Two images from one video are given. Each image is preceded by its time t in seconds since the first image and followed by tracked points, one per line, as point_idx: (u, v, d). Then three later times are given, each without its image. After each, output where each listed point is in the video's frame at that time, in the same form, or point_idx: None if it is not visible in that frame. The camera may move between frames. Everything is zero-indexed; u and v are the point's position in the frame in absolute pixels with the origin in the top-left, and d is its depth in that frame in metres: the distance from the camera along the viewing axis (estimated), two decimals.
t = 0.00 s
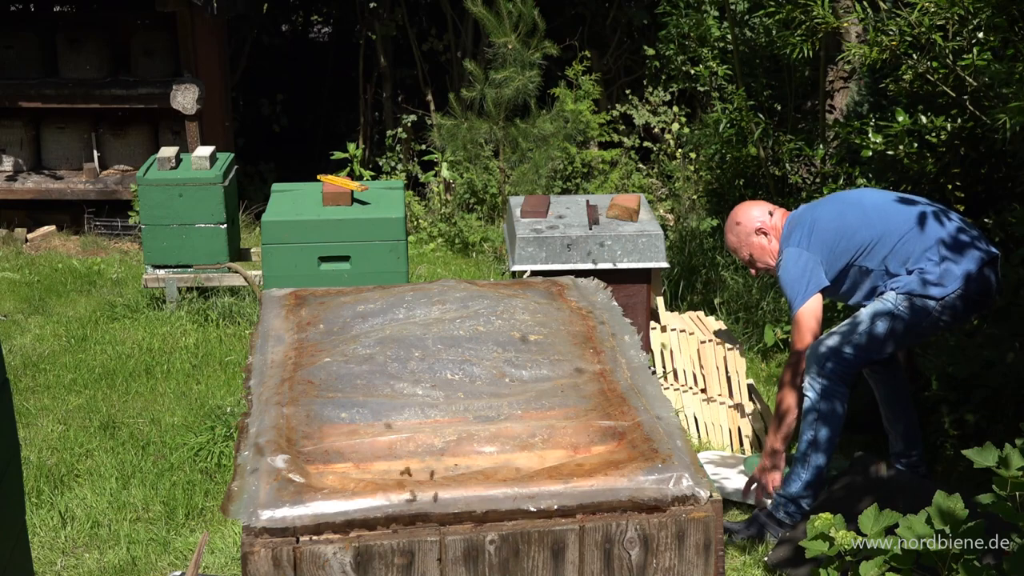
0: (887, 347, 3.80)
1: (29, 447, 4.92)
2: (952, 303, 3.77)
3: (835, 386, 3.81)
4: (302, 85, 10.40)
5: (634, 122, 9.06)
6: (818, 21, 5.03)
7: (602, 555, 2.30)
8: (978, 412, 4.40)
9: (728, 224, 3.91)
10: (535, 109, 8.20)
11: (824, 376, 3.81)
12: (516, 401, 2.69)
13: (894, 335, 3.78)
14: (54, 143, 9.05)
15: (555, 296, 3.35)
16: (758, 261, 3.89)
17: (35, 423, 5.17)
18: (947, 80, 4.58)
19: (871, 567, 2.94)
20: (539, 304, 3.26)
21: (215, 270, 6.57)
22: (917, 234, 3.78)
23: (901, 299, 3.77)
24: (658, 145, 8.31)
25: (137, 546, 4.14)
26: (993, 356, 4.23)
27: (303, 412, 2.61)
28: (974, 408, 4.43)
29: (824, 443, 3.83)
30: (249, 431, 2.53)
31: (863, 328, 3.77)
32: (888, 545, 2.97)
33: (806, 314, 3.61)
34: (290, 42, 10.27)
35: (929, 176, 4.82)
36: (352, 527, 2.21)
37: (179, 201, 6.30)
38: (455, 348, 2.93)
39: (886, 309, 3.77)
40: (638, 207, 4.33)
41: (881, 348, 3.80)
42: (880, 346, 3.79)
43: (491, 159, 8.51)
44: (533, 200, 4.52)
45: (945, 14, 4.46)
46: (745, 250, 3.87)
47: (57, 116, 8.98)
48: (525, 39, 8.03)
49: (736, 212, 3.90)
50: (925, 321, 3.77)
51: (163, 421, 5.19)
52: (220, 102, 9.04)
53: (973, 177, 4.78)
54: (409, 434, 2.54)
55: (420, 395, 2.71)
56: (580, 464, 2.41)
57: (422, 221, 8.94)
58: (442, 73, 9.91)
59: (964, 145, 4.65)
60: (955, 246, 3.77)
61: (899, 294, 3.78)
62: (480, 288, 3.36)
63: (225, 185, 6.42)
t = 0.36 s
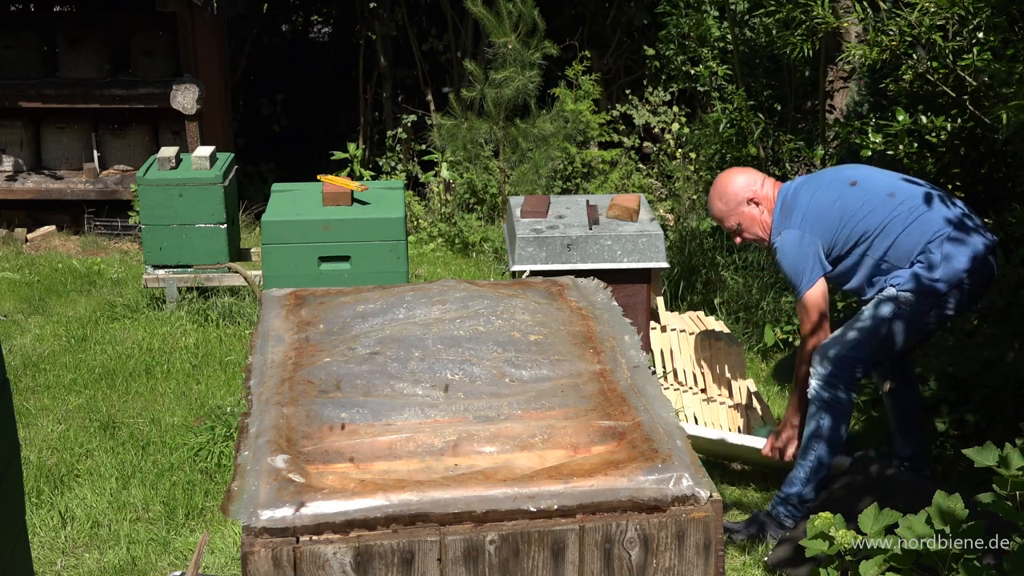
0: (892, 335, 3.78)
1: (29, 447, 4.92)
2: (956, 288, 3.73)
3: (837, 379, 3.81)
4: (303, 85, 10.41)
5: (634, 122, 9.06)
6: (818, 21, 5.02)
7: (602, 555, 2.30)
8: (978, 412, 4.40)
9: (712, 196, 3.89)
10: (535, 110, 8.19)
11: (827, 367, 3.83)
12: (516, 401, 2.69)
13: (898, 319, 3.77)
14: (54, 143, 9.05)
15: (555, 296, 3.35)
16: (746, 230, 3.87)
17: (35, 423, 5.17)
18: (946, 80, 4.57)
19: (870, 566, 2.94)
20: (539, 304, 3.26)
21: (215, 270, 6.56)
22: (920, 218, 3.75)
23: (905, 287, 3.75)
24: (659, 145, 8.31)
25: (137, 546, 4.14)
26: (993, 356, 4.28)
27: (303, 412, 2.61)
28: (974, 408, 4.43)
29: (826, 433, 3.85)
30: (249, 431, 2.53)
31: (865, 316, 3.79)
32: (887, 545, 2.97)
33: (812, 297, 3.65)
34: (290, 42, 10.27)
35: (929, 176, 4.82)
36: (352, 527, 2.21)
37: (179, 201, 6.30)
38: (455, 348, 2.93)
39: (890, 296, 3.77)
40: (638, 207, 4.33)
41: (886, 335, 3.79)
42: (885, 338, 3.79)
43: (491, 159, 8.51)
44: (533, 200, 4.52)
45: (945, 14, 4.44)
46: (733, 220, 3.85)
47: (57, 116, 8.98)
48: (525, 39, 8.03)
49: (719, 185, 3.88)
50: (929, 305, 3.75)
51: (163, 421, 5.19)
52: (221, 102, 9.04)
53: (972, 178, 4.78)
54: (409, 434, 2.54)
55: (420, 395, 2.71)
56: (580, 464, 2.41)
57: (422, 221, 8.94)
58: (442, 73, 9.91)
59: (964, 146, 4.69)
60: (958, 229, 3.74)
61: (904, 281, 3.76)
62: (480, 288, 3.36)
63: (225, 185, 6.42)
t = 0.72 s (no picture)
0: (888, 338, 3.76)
1: (29, 447, 4.92)
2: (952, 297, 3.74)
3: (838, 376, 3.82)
4: (303, 86, 10.41)
5: (634, 123, 9.06)
6: (818, 21, 5.03)
7: (602, 555, 2.30)
8: (978, 412, 4.39)
9: (740, 105, 3.63)
10: (535, 109, 8.19)
11: (828, 365, 3.82)
12: (516, 401, 2.69)
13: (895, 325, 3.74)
14: (54, 143, 9.05)
15: (555, 296, 3.35)
16: (775, 143, 3.65)
17: (35, 423, 5.17)
18: (946, 80, 4.58)
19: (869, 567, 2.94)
20: (539, 304, 3.26)
21: (215, 270, 6.56)
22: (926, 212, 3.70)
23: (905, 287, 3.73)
24: (658, 145, 8.32)
25: (137, 546, 4.14)
26: (993, 356, 4.26)
27: (303, 412, 2.61)
28: (974, 408, 4.42)
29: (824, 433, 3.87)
30: (249, 431, 2.53)
31: (865, 319, 3.77)
32: (887, 546, 2.97)
33: (866, 217, 3.44)
34: (290, 42, 10.28)
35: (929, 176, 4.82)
36: (352, 527, 2.21)
37: (179, 201, 6.30)
38: (455, 348, 2.93)
39: (891, 298, 3.74)
40: (638, 207, 4.35)
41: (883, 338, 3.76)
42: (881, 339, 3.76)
43: (491, 159, 8.50)
44: (533, 200, 4.52)
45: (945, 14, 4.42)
46: (767, 129, 3.60)
47: (57, 116, 8.98)
48: (525, 39, 8.03)
49: (746, 94, 3.63)
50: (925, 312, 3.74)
51: (163, 421, 5.18)
52: (220, 102, 9.05)
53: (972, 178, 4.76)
54: (409, 434, 2.54)
55: (420, 395, 2.71)
56: (580, 464, 2.41)
57: (422, 222, 8.94)
58: (442, 73, 9.91)
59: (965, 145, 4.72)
60: (963, 236, 3.72)
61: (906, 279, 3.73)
62: (481, 288, 3.36)
63: (225, 185, 6.43)
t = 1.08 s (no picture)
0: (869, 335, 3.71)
1: (29, 447, 4.92)
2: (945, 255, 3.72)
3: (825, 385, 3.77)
4: (303, 86, 10.41)
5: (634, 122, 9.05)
6: (818, 21, 5.03)
7: (602, 555, 2.30)
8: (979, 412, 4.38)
9: (754, 46, 3.34)
10: (535, 109, 8.19)
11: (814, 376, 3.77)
12: (516, 401, 2.69)
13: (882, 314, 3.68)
14: (54, 143, 9.05)
15: (555, 296, 3.35)
16: (787, 91, 3.39)
17: (35, 423, 5.17)
18: (946, 80, 4.68)
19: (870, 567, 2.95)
20: (539, 304, 3.26)
21: (215, 270, 6.56)
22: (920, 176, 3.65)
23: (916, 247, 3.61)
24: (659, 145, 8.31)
25: (138, 546, 4.14)
26: (993, 356, 4.20)
27: (303, 412, 2.61)
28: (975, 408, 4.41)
29: (834, 412, 3.81)
30: (249, 431, 2.53)
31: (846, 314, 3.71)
32: (887, 546, 2.97)
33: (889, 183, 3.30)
34: (290, 42, 10.28)
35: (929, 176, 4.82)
36: (352, 527, 2.21)
37: (179, 201, 6.30)
38: (455, 348, 2.93)
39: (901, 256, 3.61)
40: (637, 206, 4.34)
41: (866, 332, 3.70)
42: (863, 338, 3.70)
43: (491, 159, 8.50)
44: (533, 200, 4.52)
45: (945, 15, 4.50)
46: (784, 75, 3.34)
47: (57, 116, 8.98)
48: (525, 39, 8.02)
49: (757, 36, 3.36)
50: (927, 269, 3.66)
51: (163, 421, 5.18)
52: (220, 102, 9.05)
53: (973, 177, 4.74)
54: (409, 434, 2.54)
55: (420, 395, 2.71)
56: (579, 464, 2.41)
57: (422, 221, 8.94)
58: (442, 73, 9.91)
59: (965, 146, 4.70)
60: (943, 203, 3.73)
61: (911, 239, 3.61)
62: (480, 288, 3.36)
63: (225, 185, 6.43)
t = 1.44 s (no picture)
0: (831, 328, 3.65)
1: (29, 447, 4.91)
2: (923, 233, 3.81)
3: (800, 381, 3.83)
4: (303, 86, 10.41)
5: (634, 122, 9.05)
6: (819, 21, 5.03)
7: (602, 555, 2.30)
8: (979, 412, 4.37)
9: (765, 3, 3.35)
10: (535, 109, 8.19)
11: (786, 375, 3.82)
12: (516, 401, 2.69)
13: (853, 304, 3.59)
14: (54, 144, 9.05)
15: (555, 296, 3.35)
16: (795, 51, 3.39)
17: (35, 423, 5.17)
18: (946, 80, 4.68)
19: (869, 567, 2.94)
20: (539, 304, 3.26)
21: (215, 270, 6.56)
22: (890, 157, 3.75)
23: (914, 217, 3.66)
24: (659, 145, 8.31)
25: (138, 546, 4.14)
26: (993, 356, 4.20)
27: (303, 412, 2.61)
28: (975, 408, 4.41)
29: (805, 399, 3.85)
30: (249, 431, 2.53)
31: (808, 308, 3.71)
32: (887, 545, 2.97)
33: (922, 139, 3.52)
34: (290, 42, 10.29)
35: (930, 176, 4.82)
36: (352, 527, 2.21)
37: (179, 201, 6.31)
38: (455, 348, 2.92)
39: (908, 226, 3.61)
40: (639, 207, 4.30)
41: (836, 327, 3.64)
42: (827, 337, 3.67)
43: (491, 159, 8.50)
44: (533, 200, 4.52)
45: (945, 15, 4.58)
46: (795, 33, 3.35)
47: (57, 116, 8.98)
48: (525, 39, 8.02)
49: None
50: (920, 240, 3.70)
51: (163, 421, 5.18)
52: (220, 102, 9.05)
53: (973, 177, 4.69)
54: (409, 434, 2.54)
55: (420, 395, 2.71)
56: (580, 464, 2.41)
57: (422, 222, 8.94)
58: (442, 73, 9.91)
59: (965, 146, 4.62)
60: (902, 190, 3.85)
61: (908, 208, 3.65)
62: (481, 288, 3.36)
63: (225, 185, 6.43)
